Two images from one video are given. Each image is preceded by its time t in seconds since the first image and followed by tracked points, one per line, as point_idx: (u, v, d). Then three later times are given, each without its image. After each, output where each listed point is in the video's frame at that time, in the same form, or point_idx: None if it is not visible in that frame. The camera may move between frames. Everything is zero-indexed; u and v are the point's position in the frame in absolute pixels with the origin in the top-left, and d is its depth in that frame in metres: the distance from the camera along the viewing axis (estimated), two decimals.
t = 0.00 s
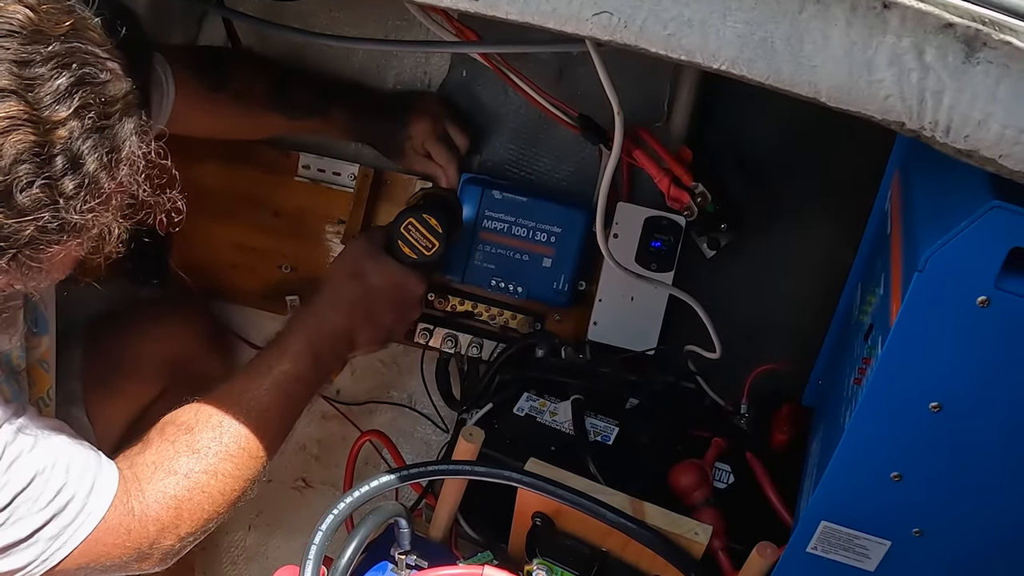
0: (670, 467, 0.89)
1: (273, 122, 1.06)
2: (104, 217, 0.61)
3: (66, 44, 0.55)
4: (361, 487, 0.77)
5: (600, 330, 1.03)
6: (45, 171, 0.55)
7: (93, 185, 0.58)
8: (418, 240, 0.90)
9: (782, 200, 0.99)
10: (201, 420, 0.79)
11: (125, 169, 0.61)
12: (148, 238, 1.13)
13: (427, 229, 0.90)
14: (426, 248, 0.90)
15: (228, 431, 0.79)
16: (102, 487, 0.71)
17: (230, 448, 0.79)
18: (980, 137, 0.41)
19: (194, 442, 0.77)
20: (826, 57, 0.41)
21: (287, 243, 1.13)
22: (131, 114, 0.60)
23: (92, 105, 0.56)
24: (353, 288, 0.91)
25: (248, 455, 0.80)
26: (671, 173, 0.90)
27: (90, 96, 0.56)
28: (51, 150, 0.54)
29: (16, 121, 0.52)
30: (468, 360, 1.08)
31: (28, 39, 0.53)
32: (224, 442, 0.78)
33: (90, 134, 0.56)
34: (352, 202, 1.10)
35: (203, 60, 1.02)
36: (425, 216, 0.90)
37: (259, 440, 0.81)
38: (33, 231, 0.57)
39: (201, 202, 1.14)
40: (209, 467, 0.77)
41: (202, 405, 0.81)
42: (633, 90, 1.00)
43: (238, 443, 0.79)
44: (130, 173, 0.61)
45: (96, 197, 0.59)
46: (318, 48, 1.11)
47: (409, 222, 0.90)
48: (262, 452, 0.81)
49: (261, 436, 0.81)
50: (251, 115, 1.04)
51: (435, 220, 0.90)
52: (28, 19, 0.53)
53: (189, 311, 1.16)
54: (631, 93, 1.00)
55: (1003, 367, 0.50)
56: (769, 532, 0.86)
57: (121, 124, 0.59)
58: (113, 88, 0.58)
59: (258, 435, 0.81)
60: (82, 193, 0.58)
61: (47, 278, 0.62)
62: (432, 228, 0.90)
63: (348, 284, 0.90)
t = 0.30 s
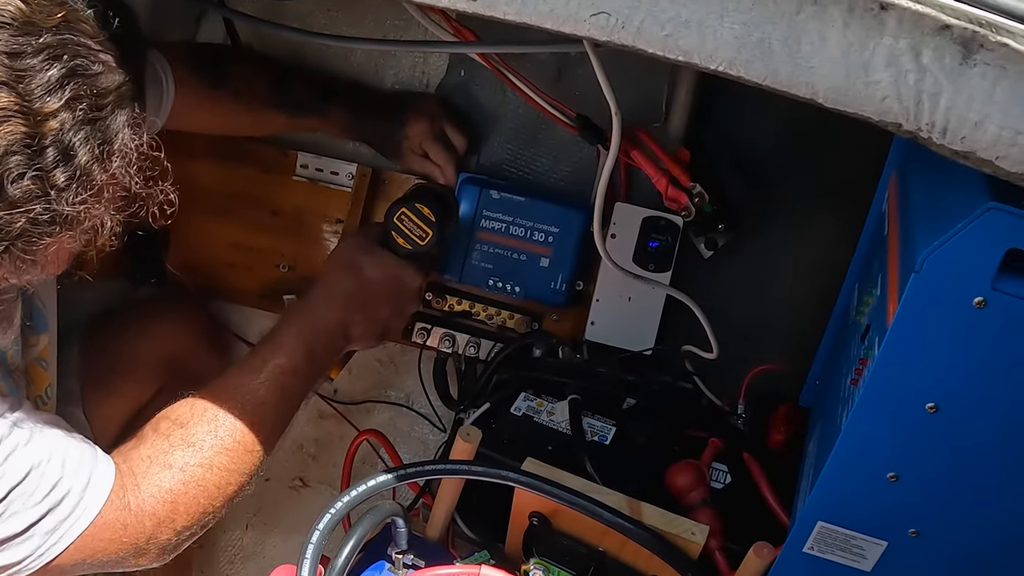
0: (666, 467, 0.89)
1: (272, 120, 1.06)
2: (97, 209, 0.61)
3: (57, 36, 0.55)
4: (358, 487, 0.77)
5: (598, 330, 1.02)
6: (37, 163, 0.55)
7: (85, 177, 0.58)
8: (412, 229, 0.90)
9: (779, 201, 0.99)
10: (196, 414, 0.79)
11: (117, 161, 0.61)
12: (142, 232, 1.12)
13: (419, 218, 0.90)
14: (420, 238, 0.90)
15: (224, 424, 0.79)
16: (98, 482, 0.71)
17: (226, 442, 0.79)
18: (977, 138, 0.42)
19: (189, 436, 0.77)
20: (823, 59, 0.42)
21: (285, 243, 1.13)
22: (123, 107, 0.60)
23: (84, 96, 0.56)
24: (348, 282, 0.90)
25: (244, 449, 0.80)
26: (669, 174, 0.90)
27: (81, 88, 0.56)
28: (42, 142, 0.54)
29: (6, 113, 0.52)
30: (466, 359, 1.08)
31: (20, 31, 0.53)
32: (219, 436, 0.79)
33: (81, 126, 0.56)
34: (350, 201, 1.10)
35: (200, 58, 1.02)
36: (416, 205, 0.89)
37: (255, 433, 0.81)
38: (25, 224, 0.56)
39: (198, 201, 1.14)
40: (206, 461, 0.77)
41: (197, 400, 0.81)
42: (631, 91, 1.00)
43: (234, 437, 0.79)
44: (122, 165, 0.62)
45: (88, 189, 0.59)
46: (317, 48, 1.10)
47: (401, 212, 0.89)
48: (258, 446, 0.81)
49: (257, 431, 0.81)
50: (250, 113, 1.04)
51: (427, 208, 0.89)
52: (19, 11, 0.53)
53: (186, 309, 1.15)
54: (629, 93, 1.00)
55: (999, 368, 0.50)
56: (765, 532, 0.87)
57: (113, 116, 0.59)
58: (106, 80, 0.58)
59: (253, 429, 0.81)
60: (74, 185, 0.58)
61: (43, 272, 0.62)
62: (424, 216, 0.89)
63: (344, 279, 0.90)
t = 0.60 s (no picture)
0: (664, 467, 0.89)
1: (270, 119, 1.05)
2: (97, 202, 0.61)
3: (59, 30, 0.54)
4: (356, 487, 0.77)
5: (596, 330, 1.02)
6: (38, 156, 0.55)
7: (85, 170, 0.58)
8: (406, 231, 0.87)
9: (777, 201, 0.99)
10: (193, 416, 0.79)
11: (118, 155, 0.61)
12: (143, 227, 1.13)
13: (413, 219, 0.87)
14: (414, 239, 0.88)
15: (220, 426, 0.79)
16: (96, 481, 0.71)
17: (223, 443, 0.79)
18: (976, 139, 0.42)
19: (186, 437, 0.77)
20: (821, 59, 0.42)
21: (283, 242, 1.13)
22: (123, 101, 0.60)
23: (85, 90, 0.56)
24: (341, 283, 0.90)
25: (240, 451, 0.80)
26: (667, 174, 0.90)
27: (82, 82, 0.56)
28: (43, 135, 0.54)
29: (8, 106, 0.52)
30: (464, 359, 1.08)
31: (22, 25, 0.52)
32: (216, 438, 0.79)
33: (82, 119, 0.56)
34: (348, 200, 1.10)
35: (200, 57, 1.02)
36: (410, 207, 0.87)
37: (251, 435, 0.81)
38: (26, 216, 0.57)
39: (196, 200, 1.14)
40: (202, 462, 0.77)
41: (193, 401, 0.81)
42: (630, 91, 1.00)
43: (230, 439, 0.79)
44: (122, 159, 0.62)
45: (89, 182, 0.59)
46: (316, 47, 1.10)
47: (395, 213, 0.87)
48: (253, 448, 0.81)
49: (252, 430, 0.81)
50: (248, 112, 1.04)
51: (421, 210, 0.86)
52: (21, 5, 0.52)
53: (183, 308, 1.15)
54: (627, 93, 1.00)
55: (997, 368, 0.50)
56: (763, 532, 0.87)
57: (114, 110, 0.59)
58: (106, 74, 0.58)
59: (249, 431, 0.81)
60: (74, 178, 0.58)
61: (42, 267, 0.62)
62: (418, 218, 0.87)
63: (342, 277, 0.90)
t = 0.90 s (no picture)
0: (661, 467, 0.89)
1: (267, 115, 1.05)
2: (99, 201, 0.61)
3: (62, 28, 0.54)
4: (353, 485, 0.77)
5: (593, 329, 1.02)
6: (40, 154, 0.55)
7: (87, 169, 0.58)
8: (393, 251, 0.87)
9: (775, 200, 0.99)
10: (181, 427, 0.79)
11: (120, 153, 0.60)
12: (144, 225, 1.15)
13: (400, 240, 0.87)
14: (401, 260, 0.88)
15: (208, 438, 0.79)
16: (87, 489, 0.71)
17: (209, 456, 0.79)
18: (974, 139, 0.42)
19: (172, 450, 0.77)
20: (820, 59, 0.42)
21: (280, 240, 1.13)
22: (126, 99, 0.60)
23: (87, 88, 0.56)
24: (328, 303, 0.90)
25: (225, 465, 0.79)
26: (665, 173, 0.91)
27: (85, 80, 0.55)
28: (45, 133, 0.54)
29: (10, 104, 0.52)
30: (461, 357, 1.08)
31: (26, 22, 0.52)
32: (203, 452, 0.78)
33: (85, 118, 0.56)
34: (346, 198, 1.10)
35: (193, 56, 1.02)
36: (398, 228, 0.87)
37: (238, 449, 0.81)
38: (27, 214, 0.57)
39: (193, 197, 1.14)
40: (186, 474, 0.77)
41: (182, 411, 0.80)
42: (629, 89, 1.00)
43: (217, 453, 0.79)
44: (125, 158, 0.61)
45: (91, 180, 0.59)
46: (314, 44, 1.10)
47: (381, 234, 0.87)
48: (240, 461, 0.81)
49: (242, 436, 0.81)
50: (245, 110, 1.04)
51: (407, 231, 0.87)
52: (24, 2, 0.52)
53: (180, 307, 1.15)
54: (625, 92, 1.00)
55: (994, 368, 0.50)
56: (759, 531, 0.87)
57: (116, 108, 0.59)
58: (109, 73, 0.57)
59: (236, 444, 0.81)
60: (77, 176, 0.57)
61: (43, 264, 0.63)
62: (404, 238, 0.87)
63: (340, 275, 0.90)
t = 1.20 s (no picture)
0: (660, 466, 0.89)
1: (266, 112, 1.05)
2: (100, 197, 0.61)
3: (63, 25, 0.54)
4: (351, 483, 0.77)
5: (591, 329, 1.03)
6: (41, 150, 0.54)
7: (89, 165, 0.58)
8: (389, 240, 0.87)
9: (773, 200, 0.99)
10: (187, 415, 0.79)
11: (122, 150, 0.60)
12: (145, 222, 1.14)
13: (396, 230, 0.87)
14: (397, 250, 0.87)
15: (213, 426, 0.80)
16: (94, 480, 0.71)
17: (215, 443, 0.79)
18: (972, 140, 0.42)
19: (179, 437, 0.78)
20: (819, 59, 0.42)
21: (278, 238, 1.13)
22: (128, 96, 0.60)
23: (88, 84, 0.56)
24: (330, 295, 0.88)
25: (230, 452, 0.80)
26: (664, 172, 0.91)
27: (86, 76, 0.55)
28: (47, 129, 0.54)
29: (11, 100, 0.52)
30: (459, 356, 1.08)
31: (27, 19, 0.52)
32: (209, 439, 0.79)
33: (86, 114, 0.56)
34: (344, 197, 1.10)
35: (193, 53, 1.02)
36: (392, 217, 0.87)
37: (243, 436, 0.82)
38: (28, 210, 0.56)
39: (191, 195, 1.14)
40: (194, 461, 0.77)
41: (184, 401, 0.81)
42: (628, 89, 1.00)
43: (223, 439, 0.80)
44: (126, 154, 0.61)
45: (93, 177, 0.58)
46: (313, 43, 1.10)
47: (378, 224, 0.87)
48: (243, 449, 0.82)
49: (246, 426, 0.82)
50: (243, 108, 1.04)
51: (402, 221, 0.87)
52: None
53: (178, 305, 1.15)
54: (624, 91, 1.00)
55: (991, 369, 0.50)
56: (757, 531, 0.87)
57: (118, 105, 0.58)
58: (111, 69, 0.57)
59: (241, 431, 0.81)
60: (78, 173, 0.57)
61: (44, 261, 0.62)
62: (400, 229, 0.87)
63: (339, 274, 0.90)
